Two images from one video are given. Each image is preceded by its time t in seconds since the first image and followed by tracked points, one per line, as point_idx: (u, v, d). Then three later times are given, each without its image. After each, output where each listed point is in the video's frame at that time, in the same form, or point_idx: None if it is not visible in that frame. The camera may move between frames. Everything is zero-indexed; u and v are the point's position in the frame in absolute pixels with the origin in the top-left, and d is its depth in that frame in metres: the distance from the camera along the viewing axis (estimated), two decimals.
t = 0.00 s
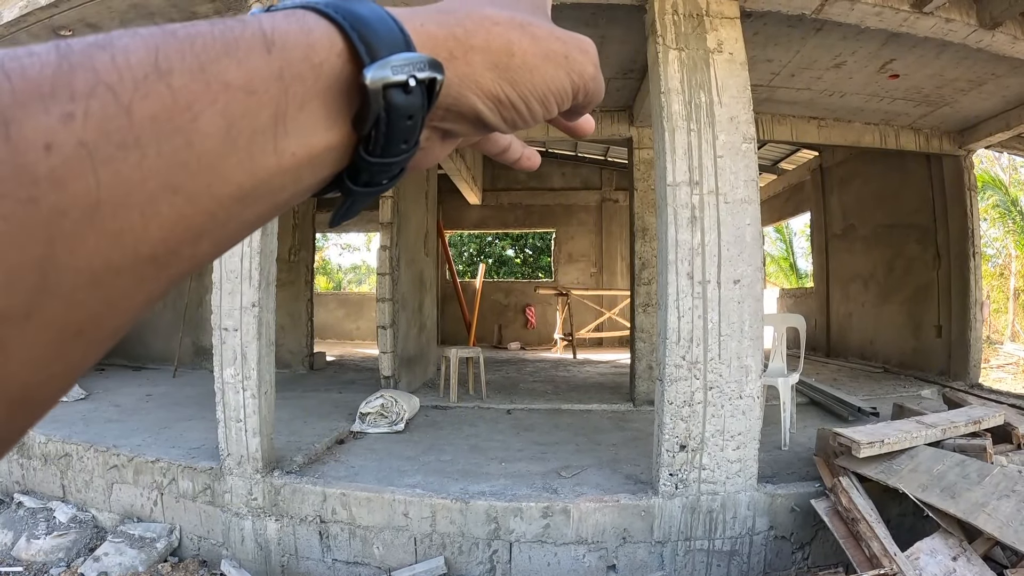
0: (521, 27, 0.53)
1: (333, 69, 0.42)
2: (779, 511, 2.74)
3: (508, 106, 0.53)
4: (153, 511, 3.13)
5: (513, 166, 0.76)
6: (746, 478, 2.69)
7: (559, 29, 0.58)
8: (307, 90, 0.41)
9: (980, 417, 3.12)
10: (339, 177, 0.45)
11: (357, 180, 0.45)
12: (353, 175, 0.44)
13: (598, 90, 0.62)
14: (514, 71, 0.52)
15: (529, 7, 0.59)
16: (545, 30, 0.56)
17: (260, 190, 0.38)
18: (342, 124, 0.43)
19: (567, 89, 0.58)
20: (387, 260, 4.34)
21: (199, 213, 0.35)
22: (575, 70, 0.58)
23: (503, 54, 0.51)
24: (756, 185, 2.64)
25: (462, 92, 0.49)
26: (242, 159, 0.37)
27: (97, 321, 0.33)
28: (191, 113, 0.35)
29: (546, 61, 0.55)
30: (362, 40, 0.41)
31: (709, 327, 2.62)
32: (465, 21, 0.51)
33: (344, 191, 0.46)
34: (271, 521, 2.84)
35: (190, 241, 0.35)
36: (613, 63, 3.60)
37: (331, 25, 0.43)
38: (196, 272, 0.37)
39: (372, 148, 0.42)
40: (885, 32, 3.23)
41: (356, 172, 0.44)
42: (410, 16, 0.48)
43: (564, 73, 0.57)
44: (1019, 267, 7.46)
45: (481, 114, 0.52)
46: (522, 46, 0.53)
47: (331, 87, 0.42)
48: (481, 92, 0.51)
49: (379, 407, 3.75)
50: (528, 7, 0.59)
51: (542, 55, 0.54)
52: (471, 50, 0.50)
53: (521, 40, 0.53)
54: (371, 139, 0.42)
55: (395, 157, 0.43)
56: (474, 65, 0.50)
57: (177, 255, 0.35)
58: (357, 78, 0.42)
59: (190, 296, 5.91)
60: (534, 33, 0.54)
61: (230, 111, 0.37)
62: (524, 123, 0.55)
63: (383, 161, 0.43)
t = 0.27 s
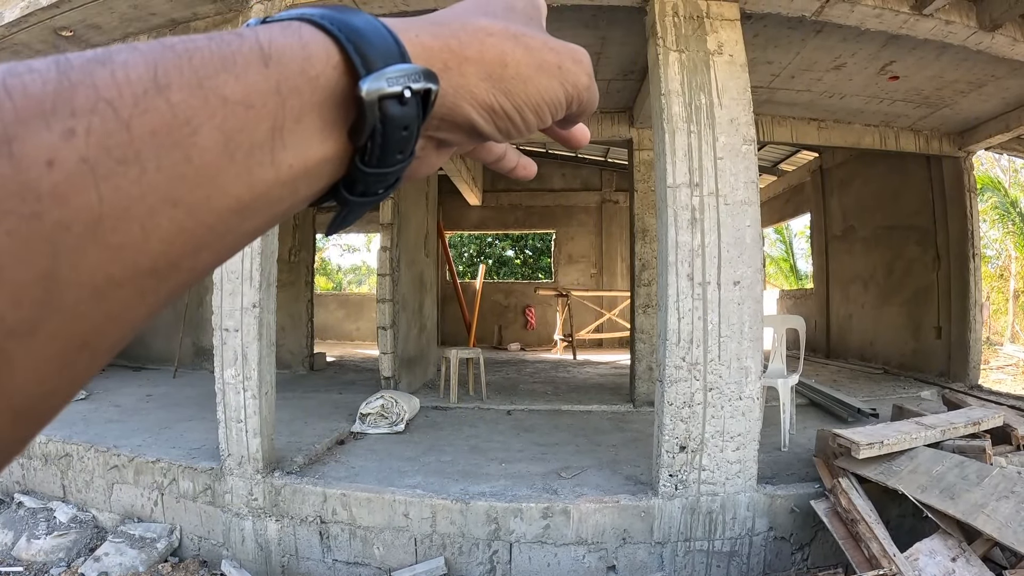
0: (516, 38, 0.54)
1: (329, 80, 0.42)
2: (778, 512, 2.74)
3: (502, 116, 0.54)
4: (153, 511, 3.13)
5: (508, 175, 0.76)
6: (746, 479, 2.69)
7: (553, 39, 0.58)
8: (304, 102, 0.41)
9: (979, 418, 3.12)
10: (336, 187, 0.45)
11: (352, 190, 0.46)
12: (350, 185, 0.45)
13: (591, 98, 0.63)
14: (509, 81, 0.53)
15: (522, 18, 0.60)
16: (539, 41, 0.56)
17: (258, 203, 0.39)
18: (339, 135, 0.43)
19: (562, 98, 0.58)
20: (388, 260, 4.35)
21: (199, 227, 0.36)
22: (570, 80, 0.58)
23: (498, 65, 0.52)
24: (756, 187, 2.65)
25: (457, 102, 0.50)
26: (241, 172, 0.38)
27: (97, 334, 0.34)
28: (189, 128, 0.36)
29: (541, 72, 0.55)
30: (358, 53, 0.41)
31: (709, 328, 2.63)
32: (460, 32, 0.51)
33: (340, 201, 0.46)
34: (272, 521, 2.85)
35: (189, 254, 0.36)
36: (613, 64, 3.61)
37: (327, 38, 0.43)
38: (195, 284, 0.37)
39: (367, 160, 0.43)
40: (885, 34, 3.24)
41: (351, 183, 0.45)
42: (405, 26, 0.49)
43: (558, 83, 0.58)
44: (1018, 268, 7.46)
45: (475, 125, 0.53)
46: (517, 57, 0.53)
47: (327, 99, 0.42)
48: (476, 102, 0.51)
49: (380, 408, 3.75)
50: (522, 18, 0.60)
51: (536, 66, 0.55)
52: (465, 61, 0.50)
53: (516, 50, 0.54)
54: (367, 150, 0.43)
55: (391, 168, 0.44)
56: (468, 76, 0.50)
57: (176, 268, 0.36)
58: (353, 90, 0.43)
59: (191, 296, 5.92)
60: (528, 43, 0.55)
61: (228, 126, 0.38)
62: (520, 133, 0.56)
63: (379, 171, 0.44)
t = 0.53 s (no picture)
0: (517, 44, 0.54)
1: (330, 85, 0.42)
2: (777, 512, 2.75)
3: (503, 122, 0.54)
4: (153, 510, 3.14)
5: (509, 180, 0.76)
6: (745, 479, 2.69)
7: (554, 46, 0.59)
8: (306, 108, 0.41)
9: (978, 418, 3.13)
10: (337, 191, 0.46)
11: (353, 196, 0.46)
12: (351, 189, 0.45)
13: (592, 105, 0.63)
14: (509, 87, 0.53)
15: (522, 24, 0.60)
16: (539, 47, 0.57)
17: (262, 207, 0.39)
18: (340, 140, 0.43)
19: (562, 105, 0.59)
20: (387, 260, 4.35)
21: (201, 232, 0.36)
22: (570, 87, 0.59)
23: (498, 71, 0.52)
24: (755, 187, 2.65)
25: (458, 107, 0.50)
26: (243, 177, 0.38)
27: (99, 339, 0.34)
28: (192, 134, 0.36)
29: (541, 78, 0.56)
30: (361, 59, 0.42)
31: (708, 328, 2.63)
32: (461, 38, 0.51)
33: (341, 205, 0.47)
34: (271, 520, 2.85)
35: (192, 259, 0.36)
36: (613, 65, 3.61)
37: (329, 43, 0.43)
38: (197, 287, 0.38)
39: (369, 164, 0.43)
40: (885, 35, 3.24)
41: (352, 188, 0.45)
42: (405, 31, 0.49)
43: (558, 89, 0.58)
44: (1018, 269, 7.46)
45: (475, 129, 0.53)
46: (518, 63, 0.54)
47: (329, 104, 0.42)
48: (476, 107, 0.52)
49: (379, 407, 3.75)
50: (522, 24, 0.60)
51: (537, 72, 0.55)
52: (467, 66, 0.50)
53: (516, 56, 0.54)
54: (369, 155, 0.43)
55: (392, 173, 0.44)
56: (469, 82, 0.51)
57: (178, 272, 0.36)
58: (355, 95, 0.43)
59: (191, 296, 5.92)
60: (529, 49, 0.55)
61: (230, 131, 0.38)
62: (519, 138, 0.56)
63: (380, 176, 0.44)
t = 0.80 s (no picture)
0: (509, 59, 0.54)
1: (322, 105, 0.42)
2: (776, 512, 2.75)
3: (497, 137, 0.54)
4: (151, 509, 3.14)
5: (507, 192, 0.76)
6: (743, 479, 2.69)
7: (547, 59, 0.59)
8: (298, 129, 0.42)
9: (976, 419, 3.13)
10: (333, 209, 0.46)
11: (348, 214, 0.46)
12: (347, 208, 0.45)
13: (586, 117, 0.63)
14: (502, 102, 0.53)
15: (515, 38, 0.60)
16: (532, 62, 0.57)
17: (258, 227, 0.39)
18: (334, 159, 0.43)
19: (556, 119, 0.59)
20: (387, 260, 4.35)
21: (197, 255, 0.36)
22: (564, 99, 0.59)
23: (491, 87, 0.52)
24: (754, 187, 2.65)
25: (451, 124, 0.50)
26: (237, 199, 0.38)
27: (98, 362, 0.34)
28: (186, 158, 0.36)
29: (535, 92, 0.56)
30: (353, 78, 0.42)
31: (707, 328, 2.63)
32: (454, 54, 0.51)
33: (337, 223, 0.47)
34: (269, 520, 2.85)
35: (188, 281, 0.36)
36: (613, 65, 3.61)
37: (320, 62, 0.43)
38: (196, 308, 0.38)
39: (363, 182, 0.43)
40: (885, 36, 3.24)
41: (348, 206, 0.45)
42: (398, 47, 0.48)
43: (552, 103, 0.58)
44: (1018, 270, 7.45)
45: (469, 145, 0.53)
46: (510, 79, 0.54)
47: (322, 124, 0.43)
48: (469, 124, 0.52)
49: (378, 407, 3.74)
50: (515, 38, 0.60)
51: (529, 87, 0.55)
52: (459, 83, 0.50)
53: (509, 71, 0.54)
54: (363, 174, 0.43)
55: (388, 191, 0.44)
56: (462, 98, 0.51)
57: (175, 294, 0.36)
58: (347, 115, 0.43)
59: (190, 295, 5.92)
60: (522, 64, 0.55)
61: (224, 154, 0.38)
62: (513, 152, 0.57)
63: (375, 194, 0.44)
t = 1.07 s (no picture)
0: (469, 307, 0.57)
1: (309, 394, 0.43)
2: (774, 512, 2.75)
3: (462, 379, 0.56)
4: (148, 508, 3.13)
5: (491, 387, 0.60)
6: (741, 479, 2.69)
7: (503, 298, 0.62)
8: (293, 417, 0.43)
9: (975, 419, 3.13)
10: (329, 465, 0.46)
11: (339, 472, 0.46)
12: (340, 463, 0.46)
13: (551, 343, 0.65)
14: (465, 350, 0.55)
15: (472, 281, 0.64)
16: (491, 303, 0.59)
17: (272, 501, 0.43)
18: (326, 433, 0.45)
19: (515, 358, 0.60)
20: (385, 259, 4.34)
21: (225, 537, 0.42)
22: (524, 336, 0.60)
23: (453, 336, 0.55)
24: (753, 186, 2.65)
25: (420, 380, 0.52)
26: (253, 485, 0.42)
27: None
28: (207, 474, 0.40)
29: (498, 333, 0.58)
30: (331, 368, 0.43)
31: (705, 327, 2.63)
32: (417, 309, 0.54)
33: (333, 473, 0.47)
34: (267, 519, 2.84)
35: (224, 555, 0.42)
36: (612, 64, 3.60)
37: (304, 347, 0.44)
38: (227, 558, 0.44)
39: (351, 449, 0.45)
40: (884, 36, 3.24)
41: (338, 467, 0.46)
42: (370, 313, 0.51)
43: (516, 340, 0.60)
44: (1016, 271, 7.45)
45: (439, 394, 0.55)
46: (473, 325, 0.56)
47: (313, 407, 0.44)
48: (435, 378, 0.54)
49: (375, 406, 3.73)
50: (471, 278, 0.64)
51: (490, 329, 0.57)
52: (425, 339, 0.53)
53: (471, 319, 0.56)
54: (349, 443, 0.44)
55: (371, 453, 0.45)
56: (429, 352, 0.53)
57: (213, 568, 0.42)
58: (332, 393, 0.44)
59: (187, 294, 5.90)
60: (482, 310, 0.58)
61: (234, 460, 0.41)
62: (479, 387, 0.58)
63: (362, 455, 0.45)
